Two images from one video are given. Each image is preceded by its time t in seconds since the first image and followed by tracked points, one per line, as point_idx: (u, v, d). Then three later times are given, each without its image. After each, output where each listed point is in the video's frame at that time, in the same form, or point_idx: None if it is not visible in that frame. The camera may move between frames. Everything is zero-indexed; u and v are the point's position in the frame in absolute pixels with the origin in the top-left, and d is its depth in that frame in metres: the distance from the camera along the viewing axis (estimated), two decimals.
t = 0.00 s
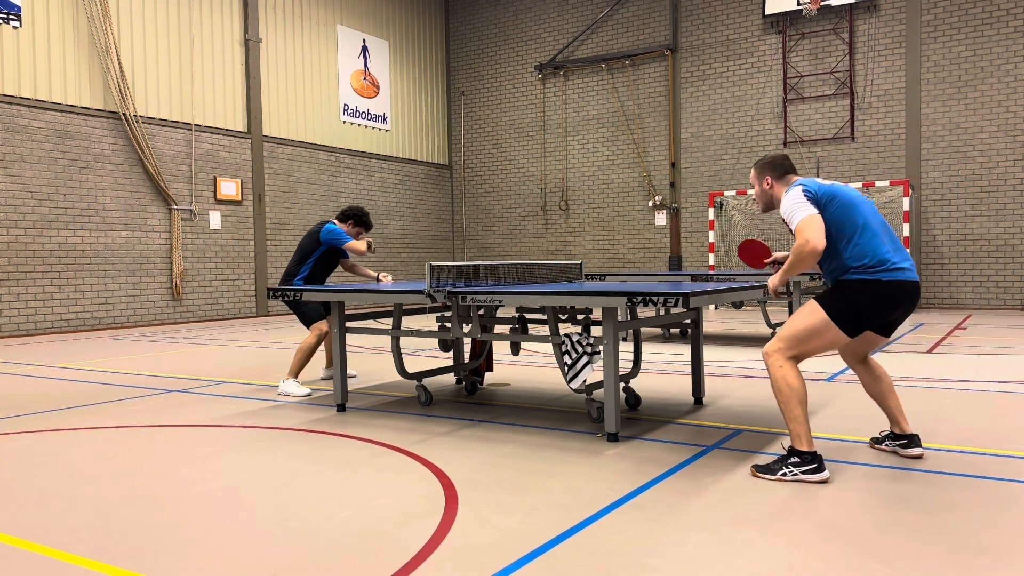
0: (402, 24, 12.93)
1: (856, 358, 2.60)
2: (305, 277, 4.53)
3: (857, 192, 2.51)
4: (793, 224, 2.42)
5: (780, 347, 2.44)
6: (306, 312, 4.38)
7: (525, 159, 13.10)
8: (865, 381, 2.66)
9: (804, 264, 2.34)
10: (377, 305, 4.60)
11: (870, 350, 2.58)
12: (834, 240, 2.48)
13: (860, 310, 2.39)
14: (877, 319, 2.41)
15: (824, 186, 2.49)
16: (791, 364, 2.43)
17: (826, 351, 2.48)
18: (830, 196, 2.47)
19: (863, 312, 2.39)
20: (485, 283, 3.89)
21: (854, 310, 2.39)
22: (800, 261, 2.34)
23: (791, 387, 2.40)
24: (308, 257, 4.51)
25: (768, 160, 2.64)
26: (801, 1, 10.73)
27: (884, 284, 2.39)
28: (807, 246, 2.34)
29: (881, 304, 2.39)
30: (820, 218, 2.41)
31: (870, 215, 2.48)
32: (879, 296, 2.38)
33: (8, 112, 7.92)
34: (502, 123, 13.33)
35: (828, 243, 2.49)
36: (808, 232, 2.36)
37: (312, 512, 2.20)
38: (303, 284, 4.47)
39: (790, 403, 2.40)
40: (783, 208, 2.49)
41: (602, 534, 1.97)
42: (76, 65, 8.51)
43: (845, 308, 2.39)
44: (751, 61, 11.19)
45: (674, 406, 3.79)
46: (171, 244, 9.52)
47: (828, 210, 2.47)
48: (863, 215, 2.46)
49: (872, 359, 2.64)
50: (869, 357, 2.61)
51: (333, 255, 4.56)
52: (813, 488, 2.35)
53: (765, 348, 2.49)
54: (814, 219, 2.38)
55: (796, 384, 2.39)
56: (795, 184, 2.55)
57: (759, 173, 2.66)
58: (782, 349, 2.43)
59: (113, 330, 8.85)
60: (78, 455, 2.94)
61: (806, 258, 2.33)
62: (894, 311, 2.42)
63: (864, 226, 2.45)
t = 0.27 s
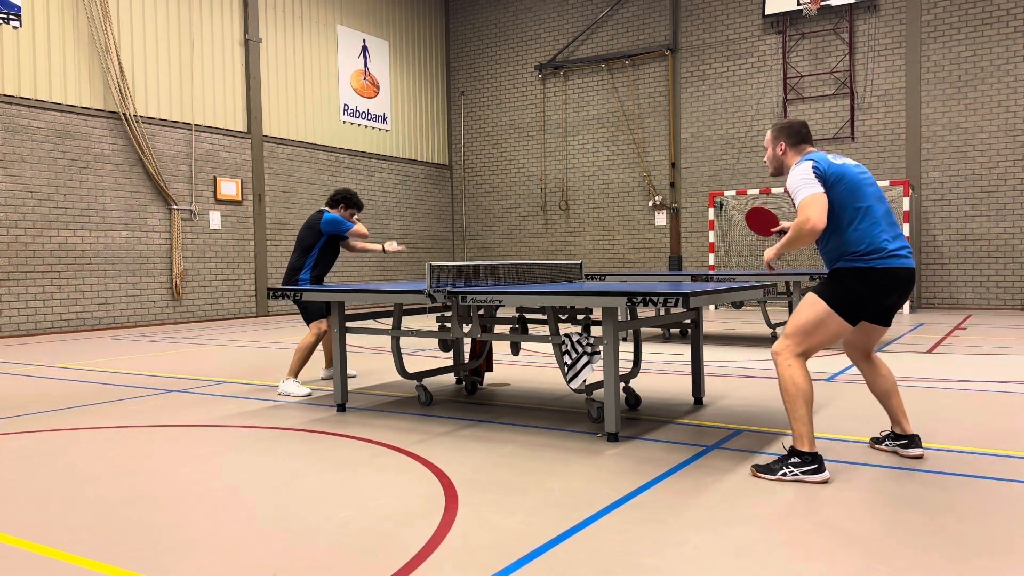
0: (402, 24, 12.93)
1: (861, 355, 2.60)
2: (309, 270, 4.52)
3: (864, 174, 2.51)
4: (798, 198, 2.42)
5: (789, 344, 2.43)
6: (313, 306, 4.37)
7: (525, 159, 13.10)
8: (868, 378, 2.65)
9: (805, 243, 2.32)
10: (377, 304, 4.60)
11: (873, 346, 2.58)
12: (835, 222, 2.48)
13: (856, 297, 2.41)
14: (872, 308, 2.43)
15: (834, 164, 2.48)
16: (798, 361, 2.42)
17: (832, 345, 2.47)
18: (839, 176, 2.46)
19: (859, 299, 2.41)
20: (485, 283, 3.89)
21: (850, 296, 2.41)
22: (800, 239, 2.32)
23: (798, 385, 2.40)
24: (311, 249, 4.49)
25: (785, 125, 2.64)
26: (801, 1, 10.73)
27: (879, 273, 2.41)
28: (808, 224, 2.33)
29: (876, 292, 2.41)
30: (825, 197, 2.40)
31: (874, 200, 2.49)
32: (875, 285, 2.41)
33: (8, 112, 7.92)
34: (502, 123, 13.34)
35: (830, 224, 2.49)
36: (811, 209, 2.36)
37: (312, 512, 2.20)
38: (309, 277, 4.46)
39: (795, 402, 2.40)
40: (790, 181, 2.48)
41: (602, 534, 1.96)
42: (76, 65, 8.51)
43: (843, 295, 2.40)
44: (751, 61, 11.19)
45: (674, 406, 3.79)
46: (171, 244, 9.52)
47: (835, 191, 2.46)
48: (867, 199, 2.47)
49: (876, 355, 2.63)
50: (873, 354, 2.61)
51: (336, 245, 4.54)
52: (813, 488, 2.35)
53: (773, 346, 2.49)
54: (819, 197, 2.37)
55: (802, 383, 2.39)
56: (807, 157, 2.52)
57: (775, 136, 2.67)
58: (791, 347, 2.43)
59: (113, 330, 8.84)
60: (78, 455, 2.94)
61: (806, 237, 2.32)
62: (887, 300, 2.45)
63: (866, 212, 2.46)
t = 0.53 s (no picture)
0: (402, 24, 12.93)
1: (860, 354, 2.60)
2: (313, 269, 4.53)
3: (867, 168, 2.49)
4: (797, 188, 2.42)
5: (789, 344, 2.44)
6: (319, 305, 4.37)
7: (526, 159, 13.10)
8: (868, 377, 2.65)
9: (796, 232, 2.36)
10: (377, 304, 4.60)
11: (872, 344, 2.58)
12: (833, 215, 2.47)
13: (847, 294, 2.41)
14: (864, 305, 2.43)
15: (838, 157, 2.46)
16: (799, 361, 2.43)
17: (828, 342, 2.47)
18: (841, 169, 2.44)
19: (852, 296, 2.41)
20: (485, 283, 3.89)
21: (842, 292, 2.41)
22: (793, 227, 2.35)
23: (798, 386, 2.39)
24: (313, 248, 4.49)
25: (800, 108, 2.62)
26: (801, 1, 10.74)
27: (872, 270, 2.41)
28: (802, 214, 2.34)
29: (867, 289, 2.41)
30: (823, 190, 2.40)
31: (874, 196, 2.47)
32: (866, 282, 2.40)
33: (8, 113, 7.92)
34: (502, 123, 13.33)
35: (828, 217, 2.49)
36: (807, 201, 2.36)
37: (313, 512, 2.20)
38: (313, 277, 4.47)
39: (796, 403, 2.39)
40: (792, 169, 2.47)
41: (602, 534, 1.97)
42: (76, 65, 8.51)
43: (835, 292, 2.41)
44: (751, 61, 11.19)
45: (674, 406, 3.79)
46: (171, 244, 9.52)
47: (836, 184, 2.45)
48: (866, 194, 2.46)
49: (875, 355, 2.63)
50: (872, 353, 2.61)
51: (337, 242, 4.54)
52: (812, 488, 2.35)
53: (773, 346, 2.49)
54: (816, 189, 2.37)
55: (802, 383, 2.39)
56: (813, 146, 2.50)
57: (787, 120, 2.66)
58: (791, 347, 2.43)
59: (113, 330, 8.85)
60: (79, 455, 2.94)
61: (798, 226, 2.35)
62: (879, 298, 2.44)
63: (864, 208, 2.45)
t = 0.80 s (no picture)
0: (402, 24, 12.93)
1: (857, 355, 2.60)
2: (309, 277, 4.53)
3: (870, 171, 2.49)
4: (797, 187, 2.43)
5: (789, 346, 2.43)
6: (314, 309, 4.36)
7: (526, 159, 13.10)
8: (866, 378, 2.65)
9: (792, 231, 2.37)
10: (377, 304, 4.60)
11: (870, 345, 2.57)
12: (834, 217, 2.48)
13: (846, 296, 2.41)
14: (861, 307, 2.43)
15: (841, 159, 2.46)
16: (798, 361, 2.42)
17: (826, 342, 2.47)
18: (842, 172, 2.44)
19: (849, 298, 2.41)
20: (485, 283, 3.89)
21: (839, 294, 2.41)
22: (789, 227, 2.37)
23: (799, 385, 2.39)
24: (306, 258, 4.49)
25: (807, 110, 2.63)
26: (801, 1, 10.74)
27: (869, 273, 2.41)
28: (798, 215, 2.36)
29: (865, 292, 2.41)
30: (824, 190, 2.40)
31: (874, 199, 2.47)
32: (864, 284, 2.41)
33: (8, 113, 7.92)
34: (502, 123, 13.33)
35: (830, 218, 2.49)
36: (806, 202, 2.37)
37: (312, 512, 2.20)
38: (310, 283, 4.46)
39: (797, 402, 2.39)
40: (794, 170, 2.48)
41: (602, 534, 1.97)
42: (76, 65, 8.51)
43: (832, 294, 2.41)
44: (751, 61, 11.18)
45: (674, 406, 3.79)
46: (171, 244, 9.52)
47: (838, 186, 2.45)
48: (867, 196, 2.46)
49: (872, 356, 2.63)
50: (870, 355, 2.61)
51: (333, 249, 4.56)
52: (813, 488, 2.35)
53: (772, 348, 2.48)
54: (815, 190, 2.38)
55: (803, 383, 2.39)
56: (817, 148, 2.51)
57: (793, 121, 2.66)
58: (791, 349, 2.43)
59: (113, 330, 8.85)
60: (79, 455, 2.94)
61: (796, 228, 2.37)
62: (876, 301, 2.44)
63: (864, 210, 2.45)
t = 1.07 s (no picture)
0: (402, 24, 12.93)
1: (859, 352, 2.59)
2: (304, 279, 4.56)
3: (866, 165, 2.51)
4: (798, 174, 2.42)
5: (793, 342, 2.43)
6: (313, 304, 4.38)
7: (526, 159, 13.10)
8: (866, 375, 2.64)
9: (795, 211, 2.36)
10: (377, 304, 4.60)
11: (871, 341, 2.57)
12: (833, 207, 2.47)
13: (846, 287, 2.43)
14: (861, 299, 2.45)
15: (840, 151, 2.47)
16: (804, 356, 2.42)
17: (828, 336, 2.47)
18: (842, 162, 2.45)
19: (850, 290, 2.43)
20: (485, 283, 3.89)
21: (840, 285, 2.43)
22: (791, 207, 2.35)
23: (804, 380, 2.39)
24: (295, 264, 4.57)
25: (794, 108, 2.64)
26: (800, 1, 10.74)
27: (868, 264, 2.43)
28: (801, 192, 2.34)
29: (865, 283, 2.43)
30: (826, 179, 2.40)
31: (871, 192, 2.49)
32: (864, 275, 2.42)
33: (8, 113, 7.92)
34: (502, 123, 13.33)
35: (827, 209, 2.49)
36: (808, 182, 2.36)
37: (312, 512, 2.20)
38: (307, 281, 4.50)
39: (802, 397, 2.40)
40: (796, 160, 2.47)
41: (602, 534, 1.97)
42: (76, 65, 8.50)
43: (833, 286, 2.43)
44: (751, 61, 11.19)
45: (674, 406, 3.79)
46: (171, 244, 9.52)
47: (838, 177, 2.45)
48: (865, 188, 2.47)
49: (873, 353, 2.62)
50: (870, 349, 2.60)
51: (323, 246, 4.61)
52: (813, 488, 2.35)
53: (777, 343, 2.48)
54: (819, 174, 2.37)
55: (807, 378, 2.39)
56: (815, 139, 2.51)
57: (782, 120, 2.66)
58: (796, 344, 2.42)
59: (113, 330, 8.84)
60: (79, 455, 2.94)
61: (797, 206, 2.35)
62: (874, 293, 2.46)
63: (863, 202, 2.46)
